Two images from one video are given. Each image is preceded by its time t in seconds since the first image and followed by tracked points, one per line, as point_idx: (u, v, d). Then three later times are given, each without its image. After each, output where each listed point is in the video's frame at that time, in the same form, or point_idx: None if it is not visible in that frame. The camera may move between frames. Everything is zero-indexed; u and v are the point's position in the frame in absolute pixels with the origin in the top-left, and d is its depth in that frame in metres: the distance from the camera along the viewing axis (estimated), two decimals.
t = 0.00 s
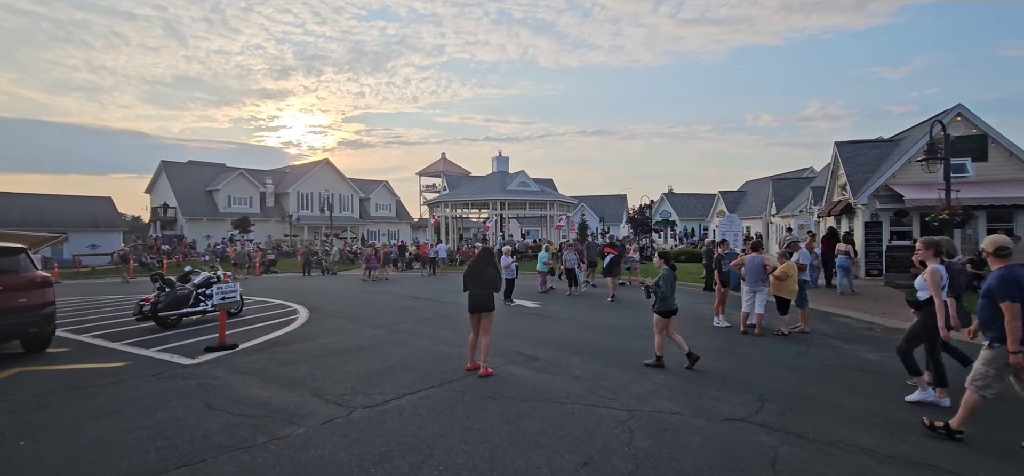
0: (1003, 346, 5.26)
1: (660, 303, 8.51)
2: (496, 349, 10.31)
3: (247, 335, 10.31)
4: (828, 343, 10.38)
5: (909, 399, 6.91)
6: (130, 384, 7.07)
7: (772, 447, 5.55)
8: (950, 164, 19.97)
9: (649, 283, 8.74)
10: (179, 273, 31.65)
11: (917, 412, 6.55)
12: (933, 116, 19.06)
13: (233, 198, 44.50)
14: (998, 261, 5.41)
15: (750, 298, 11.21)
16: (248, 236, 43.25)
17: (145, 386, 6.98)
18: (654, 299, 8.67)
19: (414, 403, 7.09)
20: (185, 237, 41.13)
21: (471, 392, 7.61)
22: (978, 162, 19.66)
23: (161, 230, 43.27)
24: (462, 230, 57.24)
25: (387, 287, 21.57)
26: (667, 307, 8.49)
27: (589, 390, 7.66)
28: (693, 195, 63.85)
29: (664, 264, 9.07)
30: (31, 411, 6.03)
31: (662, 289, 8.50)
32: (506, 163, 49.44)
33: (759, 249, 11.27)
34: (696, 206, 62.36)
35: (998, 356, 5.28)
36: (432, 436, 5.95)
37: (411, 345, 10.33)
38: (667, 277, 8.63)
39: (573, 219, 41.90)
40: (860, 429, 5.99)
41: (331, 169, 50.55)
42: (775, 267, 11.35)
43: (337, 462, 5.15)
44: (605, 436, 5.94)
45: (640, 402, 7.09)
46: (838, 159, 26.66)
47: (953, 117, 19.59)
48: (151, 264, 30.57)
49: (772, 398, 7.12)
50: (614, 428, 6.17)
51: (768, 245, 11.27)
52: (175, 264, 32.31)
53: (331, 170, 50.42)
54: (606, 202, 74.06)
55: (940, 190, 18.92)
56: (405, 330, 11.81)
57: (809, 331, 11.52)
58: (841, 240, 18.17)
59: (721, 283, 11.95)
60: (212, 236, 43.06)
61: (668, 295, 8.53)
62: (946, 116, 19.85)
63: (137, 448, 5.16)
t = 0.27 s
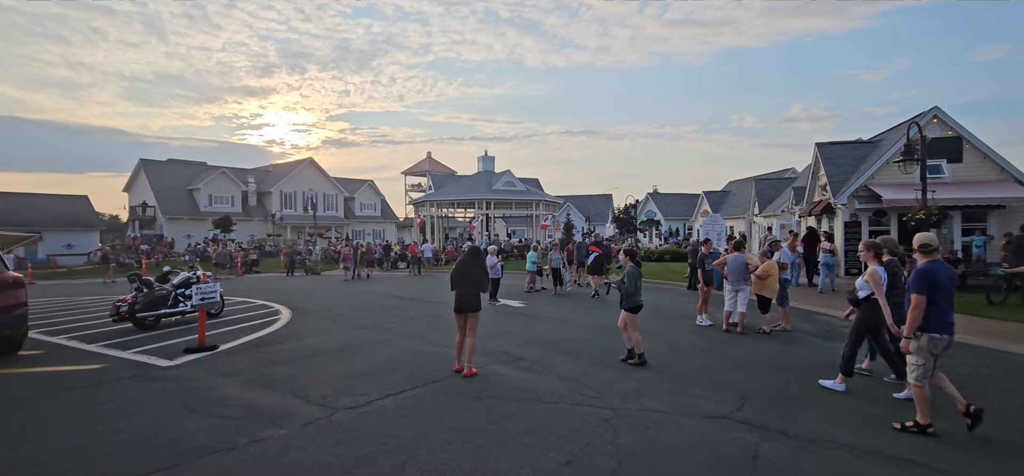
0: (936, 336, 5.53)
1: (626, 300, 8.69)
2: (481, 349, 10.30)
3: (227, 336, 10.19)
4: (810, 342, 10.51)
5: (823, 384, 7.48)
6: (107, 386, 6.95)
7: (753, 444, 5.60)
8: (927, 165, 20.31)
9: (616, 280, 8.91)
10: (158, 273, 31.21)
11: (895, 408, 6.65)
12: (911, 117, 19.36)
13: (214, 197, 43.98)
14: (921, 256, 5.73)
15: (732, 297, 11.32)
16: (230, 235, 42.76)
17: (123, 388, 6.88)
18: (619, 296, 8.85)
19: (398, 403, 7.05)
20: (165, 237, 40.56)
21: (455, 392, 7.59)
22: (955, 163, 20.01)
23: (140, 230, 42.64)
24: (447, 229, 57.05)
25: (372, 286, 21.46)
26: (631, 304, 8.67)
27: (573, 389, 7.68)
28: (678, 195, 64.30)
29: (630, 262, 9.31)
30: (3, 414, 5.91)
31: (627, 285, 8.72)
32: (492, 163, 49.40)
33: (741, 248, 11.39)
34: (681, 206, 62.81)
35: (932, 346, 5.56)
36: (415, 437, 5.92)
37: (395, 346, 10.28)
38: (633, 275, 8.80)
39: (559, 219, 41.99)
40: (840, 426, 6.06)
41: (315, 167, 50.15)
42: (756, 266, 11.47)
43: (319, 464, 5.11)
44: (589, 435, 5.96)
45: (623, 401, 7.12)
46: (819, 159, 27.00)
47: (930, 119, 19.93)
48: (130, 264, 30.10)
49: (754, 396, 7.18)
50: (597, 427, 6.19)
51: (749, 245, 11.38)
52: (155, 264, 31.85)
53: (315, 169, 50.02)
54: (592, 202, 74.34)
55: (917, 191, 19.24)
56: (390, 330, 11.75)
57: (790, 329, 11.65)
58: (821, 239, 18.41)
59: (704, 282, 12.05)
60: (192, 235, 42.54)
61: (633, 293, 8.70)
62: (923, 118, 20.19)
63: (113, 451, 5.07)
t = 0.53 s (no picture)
0: (877, 330, 5.85)
1: (591, 300, 8.89)
2: (465, 348, 10.27)
3: (207, 336, 10.06)
4: (791, 340, 10.63)
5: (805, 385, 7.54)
6: (82, 388, 6.83)
7: (733, 441, 5.65)
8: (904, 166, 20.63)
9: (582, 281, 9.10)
10: (136, 272, 30.72)
11: (873, 404, 6.75)
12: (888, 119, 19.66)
13: (195, 196, 43.39)
14: (863, 257, 6.20)
15: (714, 296, 11.41)
16: (211, 234, 42.20)
17: (98, 390, 6.76)
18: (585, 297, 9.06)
19: (381, 403, 7.01)
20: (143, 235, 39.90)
21: (439, 391, 7.56)
22: (931, 164, 20.36)
23: (118, 228, 41.93)
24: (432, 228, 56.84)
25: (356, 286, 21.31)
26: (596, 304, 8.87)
27: (556, 388, 7.69)
28: (663, 195, 64.70)
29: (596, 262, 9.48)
30: None
31: (591, 286, 8.93)
32: (477, 162, 49.31)
33: (723, 247, 11.48)
34: (665, 206, 63.21)
35: (876, 339, 5.86)
36: (398, 437, 5.89)
37: (378, 346, 10.22)
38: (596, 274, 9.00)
39: (544, 218, 42.04)
40: (819, 422, 6.13)
41: (298, 166, 49.69)
42: (738, 266, 11.58)
43: (300, 465, 5.06)
44: (572, 433, 5.97)
45: (606, 399, 7.14)
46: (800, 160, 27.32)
47: (907, 121, 20.26)
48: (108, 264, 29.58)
49: (735, 393, 7.25)
50: (581, 425, 6.20)
51: (732, 244, 11.49)
52: (134, 263, 31.33)
53: (298, 167, 49.56)
54: (577, 202, 74.54)
55: (894, 191, 19.54)
56: (373, 330, 11.67)
57: (772, 328, 11.78)
58: (801, 239, 18.63)
59: (687, 281, 12.13)
60: (172, 234, 41.93)
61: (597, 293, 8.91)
62: (900, 119, 20.51)
63: (88, 455, 4.98)
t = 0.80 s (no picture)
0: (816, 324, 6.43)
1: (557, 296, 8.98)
2: (448, 347, 10.25)
3: (185, 337, 9.91)
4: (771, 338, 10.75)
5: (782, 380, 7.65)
6: (56, 390, 6.70)
7: (714, 437, 5.70)
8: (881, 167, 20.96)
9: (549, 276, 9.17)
10: (113, 272, 30.18)
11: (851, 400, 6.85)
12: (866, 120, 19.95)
13: (173, 194, 42.77)
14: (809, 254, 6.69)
15: (696, 294, 11.50)
16: (190, 233, 41.61)
17: (72, 392, 6.63)
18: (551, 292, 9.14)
19: (363, 403, 6.96)
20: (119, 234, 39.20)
21: (422, 391, 7.54)
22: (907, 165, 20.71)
23: (93, 227, 41.17)
24: (417, 227, 56.60)
25: (339, 285, 21.14)
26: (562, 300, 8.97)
27: (539, 387, 7.70)
28: (647, 194, 65.10)
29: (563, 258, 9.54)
30: None
31: (558, 281, 9.00)
32: (462, 160, 49.20)
33: (705, 246, 11.58)
34: (650, 205, 63.61)
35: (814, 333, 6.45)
36: (380, 437, 5.85)
37: (361, 345, 10.15)
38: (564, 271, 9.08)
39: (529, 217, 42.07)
40: (798, 418, 6.21)
41: (280, 163, 49.19)
42: (720, 264, 11.70)
43: (279, 466, 5.01)
44: (554, 431, 5.97)
45: (589, 397, 7.16)
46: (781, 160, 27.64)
47: (884, 122, 20.59)
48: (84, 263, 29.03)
49: (716, 390, 7.31)
50: (563, 424, 6.21)
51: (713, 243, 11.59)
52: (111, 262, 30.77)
53: (280, 165, 49.05)
54: (562, 201, 74.71)
55: (871, 191, 19.86)
56: (356, 329, 11.59)
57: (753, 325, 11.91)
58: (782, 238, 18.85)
59: (669, 279, 12.22)
60: (150, 233, 41.27)
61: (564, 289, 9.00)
62: (877, 121, 20.84)
63: (61, 458, 4.88)
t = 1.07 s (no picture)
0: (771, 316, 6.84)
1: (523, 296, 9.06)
2: (430, 346, 10.21)
3: (162, 337, 9.75)
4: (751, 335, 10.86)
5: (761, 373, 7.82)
6: (26, 393, 6.55)
7: (693, 434, 5.74)
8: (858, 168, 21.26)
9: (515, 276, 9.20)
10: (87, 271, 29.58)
11: (828, 396, 6.95)
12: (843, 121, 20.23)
13: (150, 191, 42.10)
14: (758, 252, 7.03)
15: (678, 292, 11.60)
16: (167, 231, 40.93)
17: (42, 395, 6.48)
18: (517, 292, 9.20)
19: (344, 403, 6.91)
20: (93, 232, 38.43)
21: (404, 390, 7.49)
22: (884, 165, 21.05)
23: (65, 225, 40.34)
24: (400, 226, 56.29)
25: (320, 284, 20.95)
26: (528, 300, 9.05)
27: (521, 385, 7.70)
28: (631, 193, 65.43)
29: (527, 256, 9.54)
30: None
31: (523, 282, 9.05)
32: (446, 159, 49.02)
33: (687, 245, 11.69)
34: (633, 204, 63.95)
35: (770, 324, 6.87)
36: (360, 437, 5.80)
37: (342, 345, 10.07)
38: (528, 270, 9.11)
39: (513, 215, 42.05)
40: (777, 414, 6.28)
41: (261, 160, 48.63)
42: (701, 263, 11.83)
43: (256, 468, 4.94)
44: (536, 430, 5.98)
45: (570, 395, 7.18)
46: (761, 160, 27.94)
47: (860, 123, 20.91)
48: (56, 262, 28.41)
49: (696, 388, 7.37)
50: (545, 422, 6.22)
51: (695, 242, 11.70)
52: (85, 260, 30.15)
53: (261, 162, 48.49)
54: (547, 199, 74.81)
55: (848, 191, 20.15)
56: (338, 329, 11.49)
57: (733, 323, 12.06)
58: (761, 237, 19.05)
59: (651, 277, 12.30)
60: (125, 231, 40.53)
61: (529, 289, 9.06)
62: (855, 122, 21.15)
63: (30, 462, 4.77)
